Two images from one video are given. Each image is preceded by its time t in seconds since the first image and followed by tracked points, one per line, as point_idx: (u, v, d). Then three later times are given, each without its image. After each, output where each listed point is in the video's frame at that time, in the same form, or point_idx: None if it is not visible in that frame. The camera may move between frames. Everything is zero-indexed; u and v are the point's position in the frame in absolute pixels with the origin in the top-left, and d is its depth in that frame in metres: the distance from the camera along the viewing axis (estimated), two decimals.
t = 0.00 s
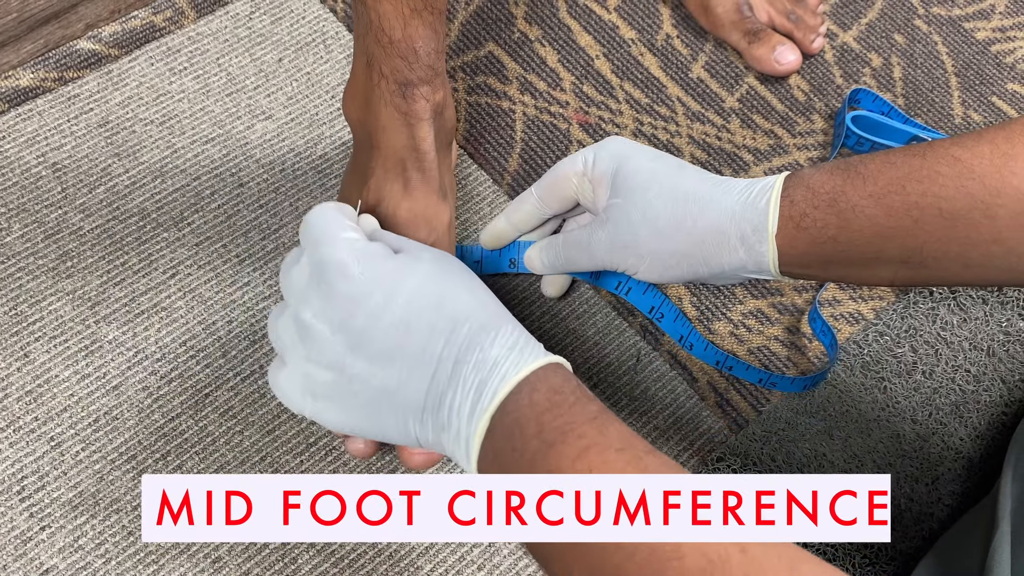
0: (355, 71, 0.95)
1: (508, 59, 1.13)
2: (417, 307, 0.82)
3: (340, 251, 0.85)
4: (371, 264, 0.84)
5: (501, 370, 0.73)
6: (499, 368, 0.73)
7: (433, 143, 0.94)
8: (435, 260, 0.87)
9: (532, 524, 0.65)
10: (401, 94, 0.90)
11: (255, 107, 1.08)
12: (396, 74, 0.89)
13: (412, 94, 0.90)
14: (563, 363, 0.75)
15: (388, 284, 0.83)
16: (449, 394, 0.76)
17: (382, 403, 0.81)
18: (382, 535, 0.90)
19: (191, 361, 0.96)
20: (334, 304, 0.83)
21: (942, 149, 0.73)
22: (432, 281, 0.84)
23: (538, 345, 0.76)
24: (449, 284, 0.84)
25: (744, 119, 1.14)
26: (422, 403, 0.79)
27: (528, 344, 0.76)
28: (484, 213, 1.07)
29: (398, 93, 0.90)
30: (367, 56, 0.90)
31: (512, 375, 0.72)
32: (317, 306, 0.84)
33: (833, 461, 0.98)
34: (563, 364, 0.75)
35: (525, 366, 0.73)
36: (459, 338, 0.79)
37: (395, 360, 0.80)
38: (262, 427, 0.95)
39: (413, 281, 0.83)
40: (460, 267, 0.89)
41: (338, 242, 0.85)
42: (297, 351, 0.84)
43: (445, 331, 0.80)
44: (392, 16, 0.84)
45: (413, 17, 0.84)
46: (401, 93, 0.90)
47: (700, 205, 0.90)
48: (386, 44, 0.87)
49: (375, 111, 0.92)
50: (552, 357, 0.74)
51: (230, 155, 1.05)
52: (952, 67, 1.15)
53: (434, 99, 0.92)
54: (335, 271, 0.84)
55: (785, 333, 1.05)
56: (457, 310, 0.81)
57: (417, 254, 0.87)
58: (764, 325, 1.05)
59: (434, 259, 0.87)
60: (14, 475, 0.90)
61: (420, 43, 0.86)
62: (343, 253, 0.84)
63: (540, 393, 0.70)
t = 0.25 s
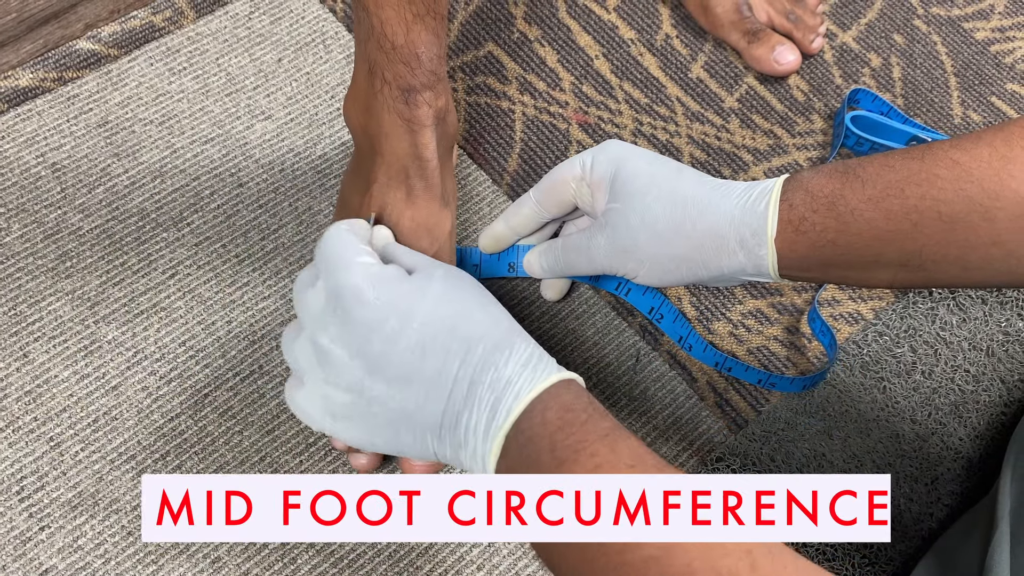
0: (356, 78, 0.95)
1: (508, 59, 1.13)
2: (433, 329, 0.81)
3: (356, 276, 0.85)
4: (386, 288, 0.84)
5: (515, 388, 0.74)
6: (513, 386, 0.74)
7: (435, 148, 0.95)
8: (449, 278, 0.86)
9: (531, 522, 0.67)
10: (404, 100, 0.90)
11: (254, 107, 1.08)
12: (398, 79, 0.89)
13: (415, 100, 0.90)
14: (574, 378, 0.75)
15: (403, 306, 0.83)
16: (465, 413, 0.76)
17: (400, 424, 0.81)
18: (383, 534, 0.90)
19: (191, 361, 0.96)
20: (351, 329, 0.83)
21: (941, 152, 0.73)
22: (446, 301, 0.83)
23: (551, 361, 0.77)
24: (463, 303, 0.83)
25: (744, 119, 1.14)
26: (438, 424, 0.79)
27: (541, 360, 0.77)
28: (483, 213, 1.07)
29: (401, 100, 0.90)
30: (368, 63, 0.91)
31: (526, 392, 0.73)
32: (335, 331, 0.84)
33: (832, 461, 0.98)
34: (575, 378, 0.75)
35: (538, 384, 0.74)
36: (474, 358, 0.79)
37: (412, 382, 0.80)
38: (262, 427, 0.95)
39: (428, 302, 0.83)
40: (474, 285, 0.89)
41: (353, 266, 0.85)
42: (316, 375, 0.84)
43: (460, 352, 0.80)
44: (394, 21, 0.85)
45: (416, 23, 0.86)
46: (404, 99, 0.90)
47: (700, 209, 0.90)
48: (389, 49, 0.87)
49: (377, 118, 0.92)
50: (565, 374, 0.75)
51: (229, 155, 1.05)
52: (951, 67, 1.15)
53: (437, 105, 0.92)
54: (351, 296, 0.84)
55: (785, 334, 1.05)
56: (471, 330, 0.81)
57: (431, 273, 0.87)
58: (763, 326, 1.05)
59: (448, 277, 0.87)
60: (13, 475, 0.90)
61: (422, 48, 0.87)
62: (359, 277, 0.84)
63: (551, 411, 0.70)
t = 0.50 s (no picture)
0: (357, 80, 0.95)
1: (508, 58, 1.13)
2: (441, 339, 0.81)
3: (366, 287, 0.84)
4: (395, 298, 0.84)
5: (521, 398, 0.74)
6: (519, 396, 0.74)
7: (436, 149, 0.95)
8: (457, 287, 0.86)
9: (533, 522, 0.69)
10: (406, 101, 0.90)
11: (254, 106, 1.08)
12: (399, 81, 0.89)
13: (416, 101, 0.90)
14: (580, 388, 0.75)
15: (412, 317, 0.83)
16: (472, 423, 0.77)
17: (410, 432, 0.82)
18: (383, 534, 0.90)
19: (190, 361, 0.96)
20: (361, 339, 0.83)
21: (941, 151, 0.73)
22: (454, 311, 0.83)
23: (556, 370, 0.77)
24: (471, 312, 0.83)
25: (743, 118, 1.14)
26: (446, 433, 0.79)
27: (547, 369, 0.77)
28: (483, 213, 1.07)
29: (403, 101, 0.90)
30: (369, 64, 0.91)
31: (532, 401, 0.73)
32: (345, 340, 0.84)
33: (832, 460, 0.98)
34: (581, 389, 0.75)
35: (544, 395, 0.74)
36: (482, 369, 0.79)
37: (421, 392, 0.80)
38: (261, 427, 0.95)
39: (437, 313, 0.83)
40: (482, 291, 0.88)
41: (363, 276, 0.85)
42: (327, 383, 0.85)
43: (468, 362, 0.80)
44: (395, 22, 0.85)
45: (417, 23, 0.86)
46: (406, 100, 0.90)
47: (699, 208, 0.90)
48: (390, 51, 0.87)
49: (378, 120, 0.92)
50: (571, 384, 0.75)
51: (228, 154, 1.05)
52: (952, 67, 1.15)
53: (439, 106, 0.93)
54: (360, 307, 0.83)
55: (785, 333, 1.05)
56: (479, 339, 0.81)
57: (440, 281, 0.87)
58: (763, 325, 1.05)
59: (457, 286, 0.86)
60: (12, 475, 0.90)
61: (424, 49, 0.87)
62: (368, 288, 0.84)
63: (556, 421, 0.71)
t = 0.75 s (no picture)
0: (361, 83, 0.95)
1: (507, 58, 1.13)
2: (443, 359, 0.81)
3: (370, 304, 0.85)
4: (399, 316, 0.84)
5: (520, 419, 0.74)
6: (518, 416, 0.74)
7: (438, 153, 0.95)
8: (461, 306, 0.86)
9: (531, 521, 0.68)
10: (408, 105, 0.90)
11: (253, 106, 1.07)
12: (402, 83, 0.89)
13: (419, 104, 0.90)
14: (581, 408, 0.75)
15: (415, 335, 0.83)
16: (471, 443, 0.77)
17: (410, 450, 0.82)
18: (384, 533, 0.88)
19: (190, 360, 0.96)
20: (364, 356, 0.83)
21: (941, 150, 0.73)
22: (458, 330, 0.84)
23: (556, 390, 0.77)
24: (474, 332, 0.84)
25: (743, 118, 1.14)
26: (445, 453, 0.79)
27: (548, 390, 0.77)
28: (483, 213, 1.07)
29: (406, 104, 0.90)
30: (372, 67, 0.91)
31: (531, 422, 0.73)
32: (349, 356, 0.84)
33: (831, 460, 0.98)
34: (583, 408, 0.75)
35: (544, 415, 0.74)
36: (482, 390, 0.79)
37: (421, 410, 0.80)
38: (261, 426, 0.95)
39: (440, 331, 0.83)
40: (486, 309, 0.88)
41: (368, 293, 0.86)
42: (329, 398, 0.85)
43: (469, 382, 0.80)
44: (398, 24, 0.85)
45: (420, 25, 0.86)
46: (409, 104, 0.90)
47: (699, 208, 0.90)
48: (393, 53, 0.87)
49: (381, 123, 0.92)
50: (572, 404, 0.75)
51: (228, 154, 1.05)
52: (951, 66, 1.15)
53: (442, 110, 0.92)
54: (364, 324, 0.84)
55: (784, 332, 1.05)
56: (480, 360, 0.81)
57: (443, 300, 0.87)
58: (763, 325, 1.05)
59: (460, 305, 0.86)
60: (12, 475, 0.90)
61: (426, 52, 0.87)
62: (372, 305, 0.85)
63: (554, 440, 0.71)
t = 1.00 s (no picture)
0: (359, 82, 0.95)
1: (507, 57, 1.13)
2: (449, 363, 0.80)
3: (378, 306, 0.84)
4: (407, 318, 0.83)
5: (523, 427, 0.73)
6: (521, 424, 0.74)
7: (438, 152, 0.95)
8: (468, 311, 0.85)
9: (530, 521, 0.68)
10: (407, 104, 0.90)
11: (252, 105, 1.07)
12: (400, 82, 0.89)
13: (417, 103, 0.90)
14: (584, 416, 0.74)
15: (422, 338, 0.82)
16: (474, 449, 0.76)
17: (412, 455, 0.81)
18: (385, 533, 0.88)
19: (189, 360, 0.96)
20: (371, 357, 0.83)
21: (941, 148, 0.73)
22: (466, 335, 0.82)
23: (561, 399, 0.76)
24: (482, 338, 0.82)
25: (742, 117, 1.14)
26: (447, 459, 0.78)
27: (553, 399, 0.76)
28: (483, 212, 1.07)
29: (404, 103, 0.90)
30: (370, 66, 0.91)
31: (533, 431, 0.73)
32: (355, 357, 0.84)
33: (831, 459, 0.98)
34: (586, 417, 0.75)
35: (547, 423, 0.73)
36: (487, 396, 0.78)
37: (426, 414, 0.79)
38: (260, 426, 0.95)
39: (447, 335, 0.82)
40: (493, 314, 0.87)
41: (377, 294, 0.85)
42: (334, 398, 0.84)
43: (474, 387, 0.79)
44: (395, 23, 0.85)
45: (417, 23, 0.86)
46: (407, 103, 0.90)
47: (700, 204, 0.90)
48: (391, 52, 0.87)
49: (380, 123, 0.92)
50: (575, 413, 0.74)
51: (227, 153, 1.05)
52: (951, 65, 1.15)
53: (440, 109, 0.92)
54: (371, 325, 0.83)
55: (784, 332, 1.05)
56: (486, 365, 0.80)
57: (451, 304, 0.86)
58: (762, 324, 1.05)
59: (467, 310, 0.85)
60: (11, 475, 0.90)
61: (424, 50, 0.87)
62: (380, 307, 0.84)
63: (559, 449, 0.70)
